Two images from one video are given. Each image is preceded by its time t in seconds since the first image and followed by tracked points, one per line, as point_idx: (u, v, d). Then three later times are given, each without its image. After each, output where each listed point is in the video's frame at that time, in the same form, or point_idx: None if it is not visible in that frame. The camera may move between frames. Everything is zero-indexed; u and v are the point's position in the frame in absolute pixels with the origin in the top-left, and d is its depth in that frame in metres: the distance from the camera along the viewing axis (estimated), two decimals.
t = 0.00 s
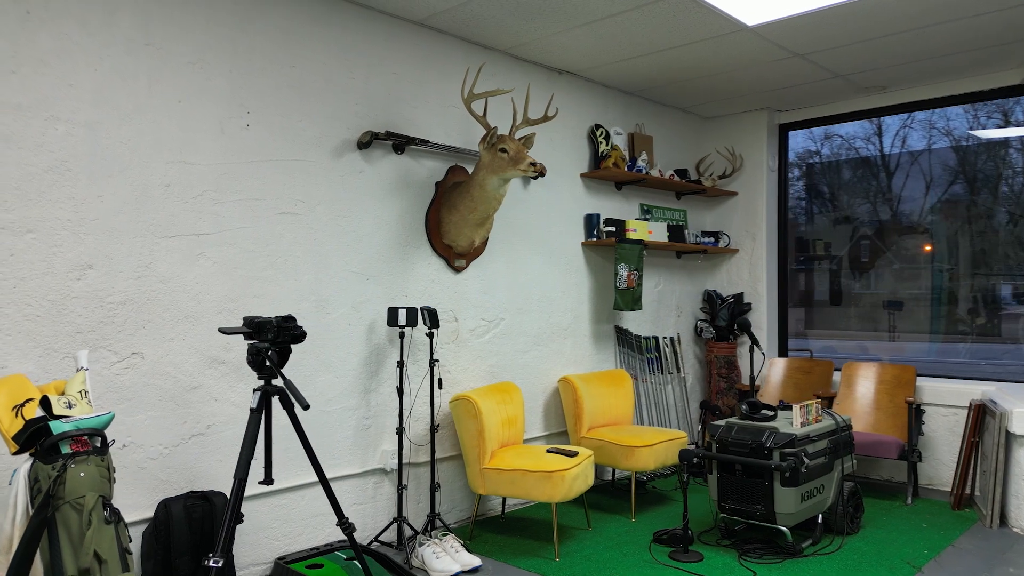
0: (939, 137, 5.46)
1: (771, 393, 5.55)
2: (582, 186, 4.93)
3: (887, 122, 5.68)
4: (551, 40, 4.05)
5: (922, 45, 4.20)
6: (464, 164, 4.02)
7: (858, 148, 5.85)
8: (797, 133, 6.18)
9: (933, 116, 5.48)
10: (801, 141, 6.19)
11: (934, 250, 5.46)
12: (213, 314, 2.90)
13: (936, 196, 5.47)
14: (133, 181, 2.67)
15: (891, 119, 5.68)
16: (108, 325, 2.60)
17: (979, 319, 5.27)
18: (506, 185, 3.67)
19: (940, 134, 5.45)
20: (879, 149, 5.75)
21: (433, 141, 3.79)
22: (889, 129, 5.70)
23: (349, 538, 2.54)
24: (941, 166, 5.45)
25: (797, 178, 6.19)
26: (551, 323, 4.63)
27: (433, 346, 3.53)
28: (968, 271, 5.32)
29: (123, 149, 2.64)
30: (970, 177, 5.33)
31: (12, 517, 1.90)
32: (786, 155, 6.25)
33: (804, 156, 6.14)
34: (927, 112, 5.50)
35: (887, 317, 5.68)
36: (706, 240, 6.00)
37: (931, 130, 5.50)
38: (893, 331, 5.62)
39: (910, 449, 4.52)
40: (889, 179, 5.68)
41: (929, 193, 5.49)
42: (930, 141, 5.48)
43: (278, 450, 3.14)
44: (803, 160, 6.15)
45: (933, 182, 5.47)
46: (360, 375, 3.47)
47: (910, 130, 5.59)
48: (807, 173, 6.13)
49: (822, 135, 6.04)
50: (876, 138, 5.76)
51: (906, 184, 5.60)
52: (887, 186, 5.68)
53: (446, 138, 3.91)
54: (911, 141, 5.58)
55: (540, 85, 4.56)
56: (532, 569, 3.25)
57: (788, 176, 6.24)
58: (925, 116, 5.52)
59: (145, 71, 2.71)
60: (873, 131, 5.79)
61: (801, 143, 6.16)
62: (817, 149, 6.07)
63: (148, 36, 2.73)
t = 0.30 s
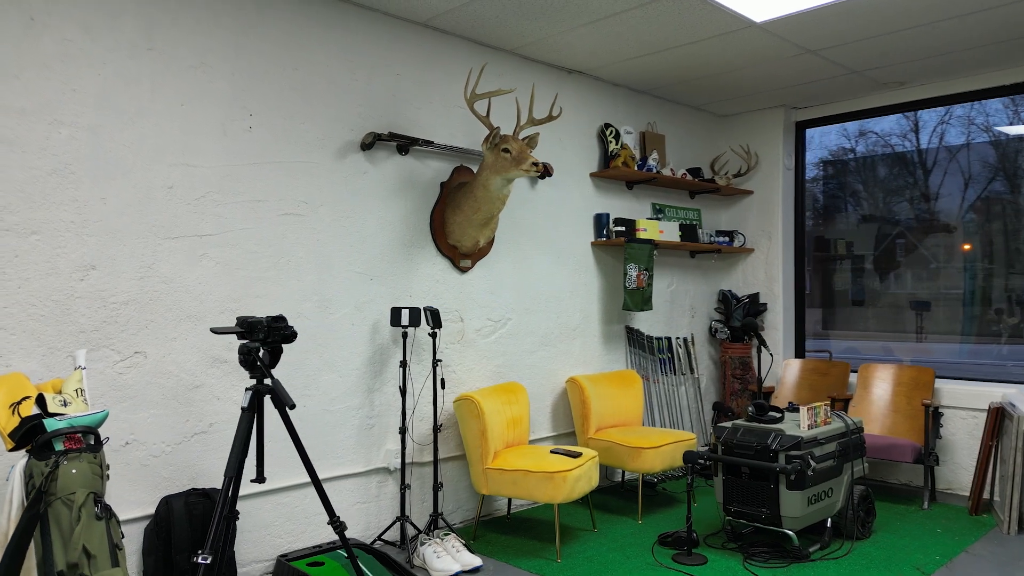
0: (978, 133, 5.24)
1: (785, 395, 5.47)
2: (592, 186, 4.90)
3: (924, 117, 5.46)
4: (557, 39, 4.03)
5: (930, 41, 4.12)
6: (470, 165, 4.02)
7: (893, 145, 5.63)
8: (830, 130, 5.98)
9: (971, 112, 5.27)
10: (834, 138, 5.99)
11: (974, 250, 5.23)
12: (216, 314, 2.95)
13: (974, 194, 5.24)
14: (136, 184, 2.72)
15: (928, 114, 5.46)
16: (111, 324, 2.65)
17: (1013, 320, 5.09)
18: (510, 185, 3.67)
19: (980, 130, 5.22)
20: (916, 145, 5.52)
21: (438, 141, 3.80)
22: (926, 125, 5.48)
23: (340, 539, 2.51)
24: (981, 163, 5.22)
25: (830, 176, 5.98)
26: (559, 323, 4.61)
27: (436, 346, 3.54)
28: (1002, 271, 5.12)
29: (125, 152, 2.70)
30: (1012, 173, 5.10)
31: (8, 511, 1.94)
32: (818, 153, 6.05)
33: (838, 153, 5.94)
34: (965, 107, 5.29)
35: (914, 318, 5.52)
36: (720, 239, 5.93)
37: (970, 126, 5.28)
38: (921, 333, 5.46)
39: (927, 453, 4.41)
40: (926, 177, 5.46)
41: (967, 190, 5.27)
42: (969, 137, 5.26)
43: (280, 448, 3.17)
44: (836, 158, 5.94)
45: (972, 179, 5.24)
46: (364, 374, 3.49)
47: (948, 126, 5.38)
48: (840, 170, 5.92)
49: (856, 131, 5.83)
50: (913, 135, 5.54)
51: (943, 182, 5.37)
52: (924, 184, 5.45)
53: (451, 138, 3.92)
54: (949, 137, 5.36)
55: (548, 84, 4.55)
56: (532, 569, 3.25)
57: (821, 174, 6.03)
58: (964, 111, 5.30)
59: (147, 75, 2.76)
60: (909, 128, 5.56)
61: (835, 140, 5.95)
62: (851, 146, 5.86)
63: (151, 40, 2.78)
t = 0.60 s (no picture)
0: (1019, 128, 5.05)
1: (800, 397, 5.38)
2: (601, 185, 4.87)
3: (963, 113, 5.27)
4: (563, 39, 4.02)
5: (932, 38, 4.06)
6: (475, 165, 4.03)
7: (931, 142, 5.43)
8: (864, 126, 5.79)
9: (1012, 107, 5.07)
10: (868, 135, 5.80)
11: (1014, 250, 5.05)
12: (219, 313, 2.99)
13: (1015, 192, 5.07)
14: (139, 186, 2.77)
15: (967, 109, 5.26)
16: (114, 324, 2.71)
17: None
18: (513, 185, 3.66)
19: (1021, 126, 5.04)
20: (954, 141, 5.34)
21: (442, 142, 3.81)
22: (964, 121, 5.29)
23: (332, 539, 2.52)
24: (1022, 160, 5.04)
25: (864, 173, 5.79)
26: (567, 324, 4.60)
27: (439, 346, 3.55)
28: None
29: (129, 154, 2.75)
30: None
31: (4, 507, 1.98)
32: (852, 150, 5.85)
33: (872, 150, 5.74)
34: (1005, 102, 5.09)
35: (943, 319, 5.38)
36: (735, 239, 5.86)
37: (1010, 121, 5.09)
38: (949, 333, 5.33)
39: (944, 457, 4.31)
40: (964, 175, 5.27)
41: (1007, 188, 5.10)
42: (1010, 133, 5.08)
43: (283, 447, 3.21)
44: (871, 155, 5.74)
45: (1013, 177, 5.06)
46: (367, 374, 3.52)
47: (987, 122, 5.19)
48: (876, 168, 5.72)
49: (892, 128, 5.64)
50: (951, 131, 5.34)
51: (983, 179, 5.19)
52: (962, 182, 5.27)
53: (457, 139, 3.93)
54: (989, 133, 5.17)
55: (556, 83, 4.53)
56: (533, 570, 3.24)
57: (856, 172, 5.83)
58: (1004, 106, 5.10)
59: (150, 78, 2.81)
60: (946, 124, 5.37)
61: (869, 137, 5.76)
62: (886, 143, 5.67)
63: (154, 44, 2.82)
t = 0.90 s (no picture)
0: None
1: (815, 399, 5.29)
2: (611, 184, 4.84)
3: (1004, 107, 5.05)
4: (569, 38, 4.00)
5: (934, 34, 4.02)
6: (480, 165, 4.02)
7: (970, 138, 5.21)
8: (899, 123, 5.58)
9: None
10: (904, 131, 5.58)
11: None
12: (222, 313, 3.04)
13: None
14: (142, 188, 2.83)
15: (1008, 104, 5.04)
16: (118, 323, 2.77)
17: None
18: (516, 185, 3.65)
19: None
20: (993, 137, 5.11)
21: (446, 142, 3.82)
22: (1004, 117, 5.06)
23: (326, 537, 2.54)
24: None
25: (900, 171, 5.56)
26: (576, 324, 4.58)
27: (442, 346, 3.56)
28: None
29: (132, 157, 2.80)
30: None
31: (3, 501, 2.03)
32: (887, 147, 5.64)
33: (909, 147, 5.52)
34: None
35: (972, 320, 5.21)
36: (749, 238, 5.78)
37: None
38: (978, 334, 5.16)
39: (962, 461, 4.20)
40: (1005, 172, 5.05)
41: None
42: None
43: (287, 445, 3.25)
44: (908, 152, 5.52)
45: None
46: (371, 374, 3.54)
47: None
48: (913, 165, 5.50)
49: (929, 124, 5.42)
50: (991, 127, 5.12)
51: None
52: (1002, 179, 5.05)
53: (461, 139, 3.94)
54: None
55: (564, 83, 4.51)
56: (534, 571, 3.23)
57: (893, 169, 5.60)
58: None
59: (154, 83, 2.86)
60: (986, 120, 5.14)
61: (906, 134, 5.54)
62: (924, 140, 5.45)
63: (157, 48, 2.88)
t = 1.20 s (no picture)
0: None
1: (830, 401, 5.20)
2: (620, 184, 4.81)
3: None
4: (575, 36, 3.98)
5: (935, 32, 3.98)
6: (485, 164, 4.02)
7: (1012, 134, 4.99)
8: (937, 119, 5.37)
9: None
10: (942, 127, 5.37)
11: None
12: (225, 312, 3.09)
13: None
14: (146, 190, 2.88)
15: None
16: (122, 323, 2.82)
17: None
18: (520, 185, 3.65)
19: None
20: None
21: (451, 143, 3.82)
22: None
23: (318, 537, 2.56)
24: None
25: (939, 168, 5.35)
26: (584, 324, 4.56)
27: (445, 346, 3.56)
28: None
29: (136, 160, 2.86)
30: None
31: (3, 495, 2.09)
32: (924, 144, 5.43)
33: (947, 144, 5.31)
34: None
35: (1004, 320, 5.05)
36: (765, 237, 5.70)
37: None
38: (1008, 335, 4.99)
39: (979, 465, 4.09)
40: None
41: None
42: None
43: (291, 444, 3.29)
44: (947, 148, 5.31)
45: None
46: (375, 373, 3.56)
47: None
48: (952, 162, 5.29)
49: (968, 120, 5.21)
50: None
51: None
52: None
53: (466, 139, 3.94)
54: None
55: (572, 82, 4.49)
56: (535, 572, 3.23)
57: (931, 166, 5.40)
58: None
59: (157, 86, 2.91)
60: None
61: (944, 130, 5.33)
62: (963, 136, 5.24)
63: (161, 53, 2.93)
